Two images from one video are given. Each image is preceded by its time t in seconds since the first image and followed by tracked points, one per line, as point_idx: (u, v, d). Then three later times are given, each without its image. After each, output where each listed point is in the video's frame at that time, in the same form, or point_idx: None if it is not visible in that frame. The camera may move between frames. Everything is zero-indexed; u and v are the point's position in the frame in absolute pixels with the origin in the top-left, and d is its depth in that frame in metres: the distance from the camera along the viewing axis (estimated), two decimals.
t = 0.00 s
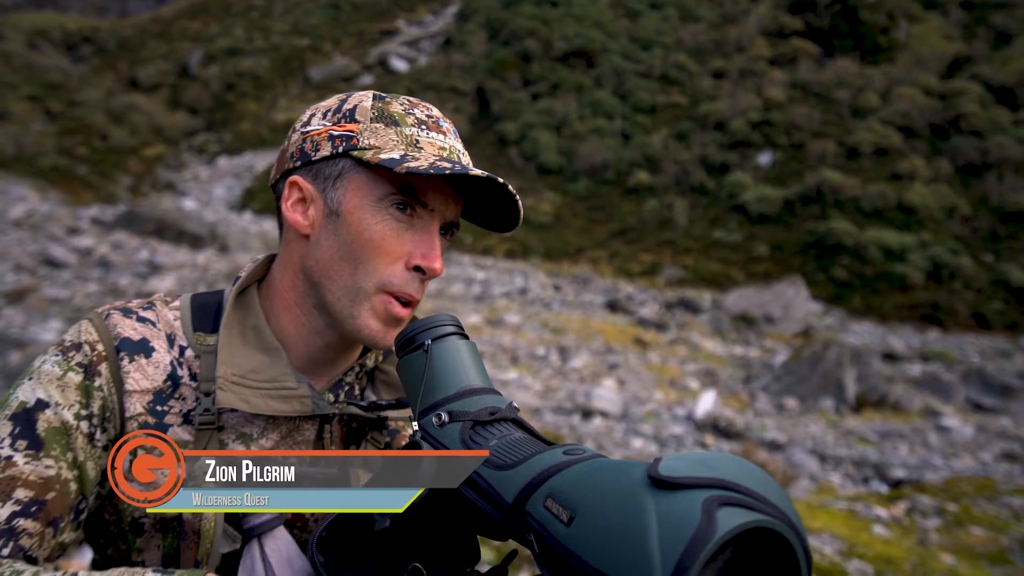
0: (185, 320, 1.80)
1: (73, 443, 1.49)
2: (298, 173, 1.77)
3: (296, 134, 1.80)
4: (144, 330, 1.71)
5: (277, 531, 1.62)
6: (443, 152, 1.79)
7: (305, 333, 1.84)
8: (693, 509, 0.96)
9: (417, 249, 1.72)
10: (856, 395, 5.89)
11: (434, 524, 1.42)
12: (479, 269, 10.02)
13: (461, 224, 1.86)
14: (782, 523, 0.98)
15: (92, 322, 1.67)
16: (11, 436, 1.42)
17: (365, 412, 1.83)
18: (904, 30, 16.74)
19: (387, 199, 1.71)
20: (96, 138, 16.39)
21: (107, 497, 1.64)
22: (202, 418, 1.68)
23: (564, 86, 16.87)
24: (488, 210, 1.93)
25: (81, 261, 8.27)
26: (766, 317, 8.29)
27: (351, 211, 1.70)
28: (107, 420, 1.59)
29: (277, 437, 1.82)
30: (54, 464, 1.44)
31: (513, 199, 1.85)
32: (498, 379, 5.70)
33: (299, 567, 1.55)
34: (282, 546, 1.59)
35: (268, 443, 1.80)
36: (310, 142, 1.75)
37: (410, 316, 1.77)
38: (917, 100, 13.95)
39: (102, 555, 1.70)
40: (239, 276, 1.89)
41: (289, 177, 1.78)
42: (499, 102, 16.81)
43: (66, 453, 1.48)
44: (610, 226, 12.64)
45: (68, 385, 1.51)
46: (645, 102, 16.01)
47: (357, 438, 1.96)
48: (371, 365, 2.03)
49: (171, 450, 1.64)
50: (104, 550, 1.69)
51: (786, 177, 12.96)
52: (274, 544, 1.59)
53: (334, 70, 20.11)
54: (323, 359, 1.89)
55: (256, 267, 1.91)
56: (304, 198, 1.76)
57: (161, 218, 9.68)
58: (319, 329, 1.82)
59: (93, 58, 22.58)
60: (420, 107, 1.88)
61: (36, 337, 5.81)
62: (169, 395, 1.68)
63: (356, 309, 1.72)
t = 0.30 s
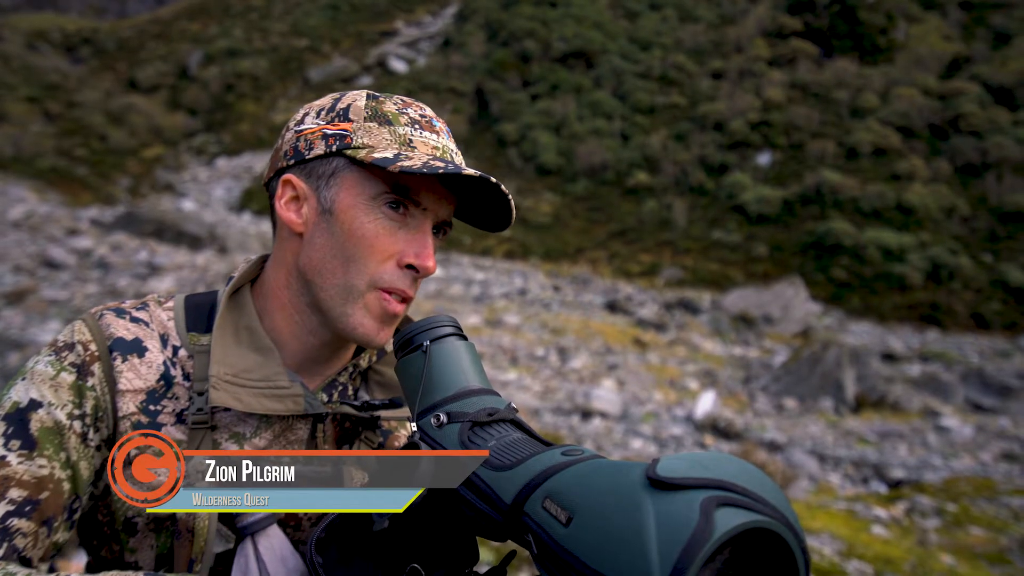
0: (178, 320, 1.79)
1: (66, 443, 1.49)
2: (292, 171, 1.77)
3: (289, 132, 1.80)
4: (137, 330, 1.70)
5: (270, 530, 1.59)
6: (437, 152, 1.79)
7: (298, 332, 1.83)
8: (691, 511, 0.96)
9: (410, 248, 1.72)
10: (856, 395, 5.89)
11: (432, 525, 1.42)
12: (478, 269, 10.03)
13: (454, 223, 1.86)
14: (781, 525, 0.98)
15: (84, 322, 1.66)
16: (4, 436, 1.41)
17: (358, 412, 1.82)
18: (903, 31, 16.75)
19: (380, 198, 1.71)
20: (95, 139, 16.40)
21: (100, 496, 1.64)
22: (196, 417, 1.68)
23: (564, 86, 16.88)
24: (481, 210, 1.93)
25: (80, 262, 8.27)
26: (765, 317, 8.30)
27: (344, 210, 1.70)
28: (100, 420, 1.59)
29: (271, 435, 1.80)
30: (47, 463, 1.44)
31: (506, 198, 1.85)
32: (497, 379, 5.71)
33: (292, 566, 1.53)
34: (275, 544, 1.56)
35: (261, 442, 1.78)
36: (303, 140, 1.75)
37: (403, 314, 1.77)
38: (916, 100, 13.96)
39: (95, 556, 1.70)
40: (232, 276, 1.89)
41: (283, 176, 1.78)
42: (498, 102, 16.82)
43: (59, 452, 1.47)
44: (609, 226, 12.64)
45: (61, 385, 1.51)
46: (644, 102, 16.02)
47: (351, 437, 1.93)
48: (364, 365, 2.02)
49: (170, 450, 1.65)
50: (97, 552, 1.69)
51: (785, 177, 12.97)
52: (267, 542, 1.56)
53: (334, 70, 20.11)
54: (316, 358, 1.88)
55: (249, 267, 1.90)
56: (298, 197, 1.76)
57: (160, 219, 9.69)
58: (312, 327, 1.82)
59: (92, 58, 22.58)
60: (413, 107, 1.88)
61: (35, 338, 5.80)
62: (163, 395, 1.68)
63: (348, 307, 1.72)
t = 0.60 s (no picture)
0: (174, 317, 1.80)
1: (63, 439, 1.49)
2: (291, 166, 1.77)
3: (288, 127, 1.80)
4: (133, 326, 1.71)
5: (267, 524, 1.65)
6: (435, 149, 1.80)
7: (296, 325, 1.83)
8: (689, 510, 0.96)
9: (407, 244, 1.73)
10: (855, 395, 5.90)
11: (432, 526, 1.41)
12: (478, 270, 10.03)
13: (451, 219, 1.87)
14: (780, 526, 0.98)
15: (80, 319, 1.66)
16: (3, 432, 1.41)
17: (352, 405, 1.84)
18: (902, 31, 16.76)
19: (378, 194, 1.71)
20: (94, 140, 16.39)
21: (97, 494, 1.63)
22: (192, 412, 1.69)
23: (563, 87, 16.88)
24: (477, 207, 1.94)
25: (79, 263, 8.26)
26: (764, 318, 8.31)
27: (343, 205, 1.70)
28: (97, 415, 1.59)
29: (267, 429, 1.79)
30: (45, 459, 1.44)
31: (501, 195, 1.86)
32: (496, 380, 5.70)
33: (289, 559, 1.61)
34: (272, 537, 1.63)
35: (257, 437, 1.77)
36: (302, 135, 1.75)
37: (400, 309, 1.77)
38: (915, 101, 13.96)
39: (92, 555, 1.68)
40: (227, 272, 1.89)
41: (282, 171, 1.78)
42: (497, 103, 16.83)
43: (56, 448, 1.47)
44: (608, 227, 12.65)
45: (58, 380, 1.51)
46: (643, 103, 16.04)
47: (344, 433, 1.93)
48: (357, 358, 2.03)
49: (171, 451, 1.64)
50: (94, 550, 1.68)
51: (784, 178, 12.98)
52: (264, 535, 1.63)
53: (333, 71, 20.11)
54: (313, 350, 1.88)
55: (244, 264, 1.91)
56: (296, 191, 1.76)
57: (159, 220, 9.68)
58: (310, 319, 1.82)
59: (91, 59, 22.57)
60: (411, 105, 1.88)
61: (34, 339, 5.80)
62: (159, 389, 1.68)
63: (345, 301, 1.71)
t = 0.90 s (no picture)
0: (171, 316, 1.80)
1: (61, 437, 1.49)
2: (290, 164, 1.77)
3: (287, 125, 1.80)
4: (130, 324, 1.71)
5: (263, 522, 1.64)
6: (434, 151, 1.80)
7: (292, 323, 1.83)
8: (690, 510, 0.96)
9: (404, 244, 1.73)
10: (855, 396, 5.90)
11: (432, 525, 1.41)
12: (478, 270, 10.03)
13: (447, 220, 1.87)
14: (781, 526, 0.98)
15: (78, 319, 1.67)
16: None
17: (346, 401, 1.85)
18: (902, 32, 16.77)
19: (377, 194, 1.71)
20: (94, 141, 16.40)
21: (95, 492, 1.64)
22: (188, 410, 1.69)
23: (563, 87, 16.87)
24: (474, 208, 1.94)
25: (79, 263, 8.26)
26: (764, 318, 8.31)
27: (341, 204, 1.70)
28: (94, 413, 1.59)
29: (263, 428, 1.79)
30: (43, 457, 1.44)
31: (499, 197, 1.86)
32: (497, 381, 5.70)
33: (285, 557, 1.60)
34: (267, 535, 1.62)
35: (254, 435, 1.77)
36: (302, 134, 1.75)
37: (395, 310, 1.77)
38: (915, 101, 13.96)
39: (90, 554, 1.68)
40: (223, 272, 1.89)
41: (281, 168, 1.78)
42: (497, 103, 16.83)
43: (54, 446, 1.47)
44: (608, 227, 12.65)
45: (55, 379, 1.51)
46: (643, 103, 16.04)
47: (340, 429, 1.93)
48: (353, 353, 2.02)
49: (171, 451, 1.65)
50: (93, 549, 1.68)
51: (784, 178, 12.98)
52: (259, 533, 1.61)
53: (333, 71, 20.11)
54: (309, 349, 1.88)
55: (240, 263, 1.91)
56: (295, 189, 1.76)
57: (159, 220, 9.68)
58: (306, 318, 1.82)
59: (91, 60, 22.59)
60: (411, 105, 1.88)
61: (34, 340, 5.79)
62: (155, 388, 1.68)
63: (341, 300, 1.72)
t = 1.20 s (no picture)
0: (169, 317, 1.80)
1: (61, 439, 1.49)
2: (289, 164, 1.77)
3: (287, 125, 1.80)
4: (129, 325, 1.71)
5: (262, 523, 1.63)
6: (434, 151, 1.81)
7: (292, 324, 1.84)
8: (690, 511, 0.96)
9: (405, 243, 1.73)
10: (856, 397, 5.90)
11: (432, 526, 1.40)
12: (478, 271, 10.02)
13: (446, 220, 1.88)
14: (781, 527, 0.98)
15: (77, 320, 1.67)
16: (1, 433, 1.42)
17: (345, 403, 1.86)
18: (902, 32, 16.76)
19: (377, 194, 1.72)
20: (95, 141, 16.40)
21: (94, 495, 1.64)
22: (187, 411, 1.68)
23: (563, 88, 16.88)
24: (474, 208, 1.94)
25: (80, 264, 8.26)
26: (765, 319, 8.30)
27: (341, 204, 1.70)
28: (94, 416, 1.59)
29: (262, 429, 1.78)
30: (42, 459, 1.44)
31: (499, 197, 1.86)
32: (497, 381, 5.70)
33: (285, 558, 1.60)
34: (267, 536, 1.61)
35: (253, 436, 1.77)
36: (301, 134, 1.75)
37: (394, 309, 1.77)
38: (915, 101, 13.96)
39: (89, 555, 1.68)
40: (222, 272, 1.89)
41: (280, 168, 1.78)
42: (498, 104, 16.83)
43: (54, 449, 1.47)
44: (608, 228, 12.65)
45: (55, 381, 1.52)
46: (644, 104, 16.04)
47: (340, 430, 1.92)
48: (351, 353, 2.01)
49: (171, 451, 1.64)
50: (92, 551, 1.68)
51: (784, 179, 12.98)
52: (259, 534, 1.61)
53: (333, 72, 20.12)
54: (309, 349, 1.88)
55: (238, 264, 1.91)
56: (295, 189, 1.76)
57: (160, 221, 9.69)
58: (306, 318, 1.82)
59: (91, 61, 22.60)
60: (411, 105, 1.88)
61: (34, 341, 5.79)
62: (155, 390, 1.67)
63: (342, 300, 1.72)
